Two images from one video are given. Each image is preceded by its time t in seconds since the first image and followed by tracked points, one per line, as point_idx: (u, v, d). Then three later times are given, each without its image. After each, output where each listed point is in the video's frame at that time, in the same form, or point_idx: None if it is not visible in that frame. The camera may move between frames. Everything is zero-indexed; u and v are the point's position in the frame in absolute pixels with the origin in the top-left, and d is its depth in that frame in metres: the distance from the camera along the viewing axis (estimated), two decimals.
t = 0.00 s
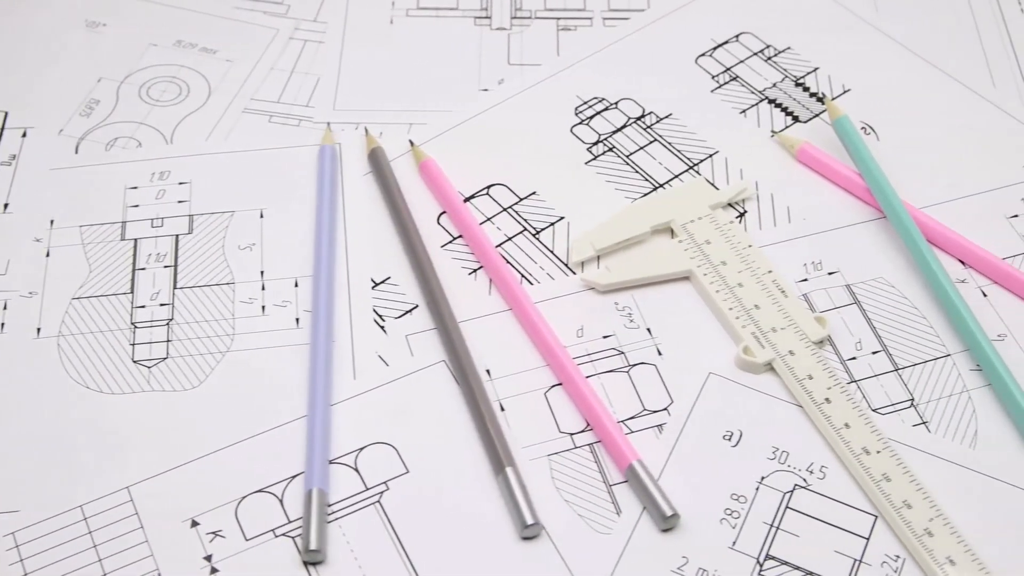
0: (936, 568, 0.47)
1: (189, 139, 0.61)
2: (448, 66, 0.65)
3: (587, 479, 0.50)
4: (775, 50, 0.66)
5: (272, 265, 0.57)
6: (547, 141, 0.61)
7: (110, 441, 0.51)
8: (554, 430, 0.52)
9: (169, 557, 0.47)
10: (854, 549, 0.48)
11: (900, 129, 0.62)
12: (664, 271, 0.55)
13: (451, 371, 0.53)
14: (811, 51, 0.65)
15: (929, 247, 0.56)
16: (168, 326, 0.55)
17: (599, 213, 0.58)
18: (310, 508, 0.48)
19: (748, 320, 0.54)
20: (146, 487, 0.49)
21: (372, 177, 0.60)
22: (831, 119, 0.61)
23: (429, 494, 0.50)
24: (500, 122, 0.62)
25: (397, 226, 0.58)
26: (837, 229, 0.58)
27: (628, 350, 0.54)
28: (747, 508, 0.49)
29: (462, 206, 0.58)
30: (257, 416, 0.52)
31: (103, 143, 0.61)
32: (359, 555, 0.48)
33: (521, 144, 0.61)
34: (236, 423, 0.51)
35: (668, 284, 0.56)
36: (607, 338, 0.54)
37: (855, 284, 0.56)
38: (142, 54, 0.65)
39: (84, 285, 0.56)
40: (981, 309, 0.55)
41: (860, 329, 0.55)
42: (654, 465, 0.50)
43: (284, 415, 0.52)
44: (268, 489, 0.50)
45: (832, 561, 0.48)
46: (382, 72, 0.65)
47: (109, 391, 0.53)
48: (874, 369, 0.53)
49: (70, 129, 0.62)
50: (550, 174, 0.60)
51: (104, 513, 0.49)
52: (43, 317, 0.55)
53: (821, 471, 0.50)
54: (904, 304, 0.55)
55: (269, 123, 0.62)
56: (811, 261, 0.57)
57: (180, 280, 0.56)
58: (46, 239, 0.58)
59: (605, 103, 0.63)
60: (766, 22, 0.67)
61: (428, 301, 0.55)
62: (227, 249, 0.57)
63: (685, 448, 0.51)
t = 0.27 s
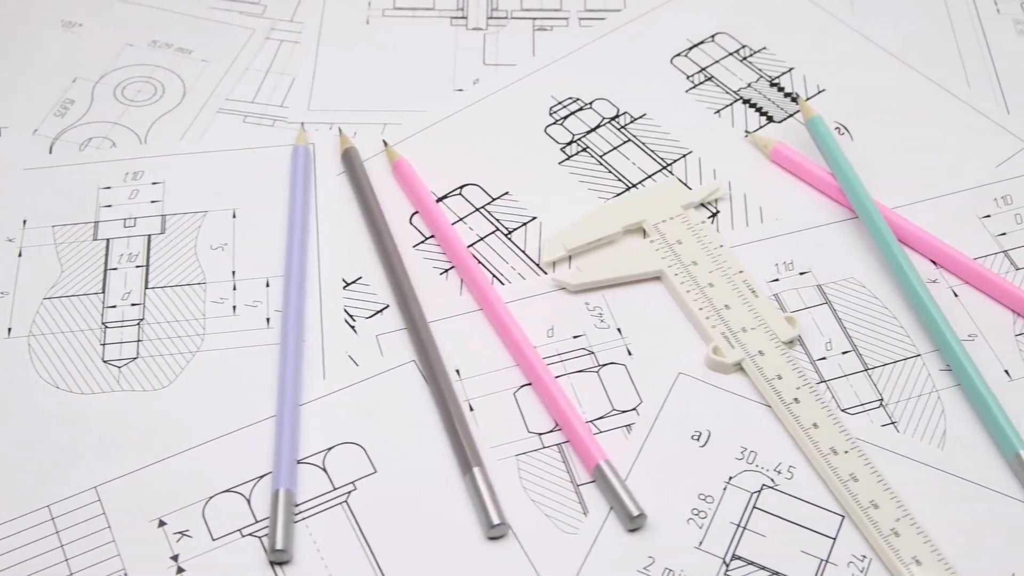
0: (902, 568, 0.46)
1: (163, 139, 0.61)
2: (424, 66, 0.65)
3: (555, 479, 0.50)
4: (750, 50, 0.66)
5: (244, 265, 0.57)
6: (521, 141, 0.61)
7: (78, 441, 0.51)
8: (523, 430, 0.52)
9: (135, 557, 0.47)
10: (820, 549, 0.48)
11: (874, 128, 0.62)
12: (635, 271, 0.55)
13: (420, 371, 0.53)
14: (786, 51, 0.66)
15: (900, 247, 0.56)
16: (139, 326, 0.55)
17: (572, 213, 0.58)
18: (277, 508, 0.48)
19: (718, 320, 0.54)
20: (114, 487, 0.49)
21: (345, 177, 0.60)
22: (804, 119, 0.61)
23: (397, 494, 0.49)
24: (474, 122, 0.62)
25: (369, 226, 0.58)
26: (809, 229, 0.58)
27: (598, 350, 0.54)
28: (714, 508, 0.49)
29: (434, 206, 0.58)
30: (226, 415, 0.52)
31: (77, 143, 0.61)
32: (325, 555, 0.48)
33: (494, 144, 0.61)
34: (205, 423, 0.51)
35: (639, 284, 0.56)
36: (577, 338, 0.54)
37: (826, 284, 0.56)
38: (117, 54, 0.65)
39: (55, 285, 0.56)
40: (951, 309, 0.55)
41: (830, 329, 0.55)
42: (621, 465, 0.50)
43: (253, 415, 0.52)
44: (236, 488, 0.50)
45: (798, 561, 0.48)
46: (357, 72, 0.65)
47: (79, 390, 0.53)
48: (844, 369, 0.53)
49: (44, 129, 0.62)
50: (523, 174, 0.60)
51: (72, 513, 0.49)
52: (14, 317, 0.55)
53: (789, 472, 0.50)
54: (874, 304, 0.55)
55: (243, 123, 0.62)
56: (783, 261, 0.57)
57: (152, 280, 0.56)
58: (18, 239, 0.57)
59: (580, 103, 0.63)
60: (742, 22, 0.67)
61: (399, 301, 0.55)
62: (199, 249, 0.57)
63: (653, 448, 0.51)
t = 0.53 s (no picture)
0: (859, 568, 0.46)
1: (130, 139, 0.61)
2: (392, 66, 0.65)
3: (514, 479, 0.50)
4: (719, 50, 0.66)
5: (208, 265, 0.57)
6: (487, 141, 0.61)
7: (39, 441, 0.51)
8: (483, 430, 0.51)
9: (93, 556, 0.47)
10: (778, 549, 0.48)
11: (841, 128, 0.62)
12: (598, 271, 0.56)
13: (382, 371, 0.53)
14: (755, 51, 0.66)
15: (864, 246, 0.56)
16: (102, 327, 0.55)
17: (537, 213, 0.58)
18: (235, 507, 0.48)
19: (680, 320, 0.54)
20: (73, 487, 0.49)
21: (311, 177, 0.60)
22: (771, 119, 0.61)
23: (356, 493, 0.50)
24: (441, 122, 0.62)
25: (334, 225, 0.58)
26: (773, 229, 0.58)
27: (560, 350, 0.54)
28: (672, 507, 0.49)
29: (400, 206, 0.58)
30: (187, 415, 0.52)
31: (44, 143, 0.61)
32: (283, 554, 0.48)
33: (461, 144, 0.61)
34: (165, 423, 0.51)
35: (603, 284, 0.56)
36: (540, 338, 0.54)
37: (790, 283, 0.56)
38: (86, 54, 0.65)
39: (19, 286, 0.56)
40: (914, 309, 0.55)
41: (793, 329, 0.55)
42: (581, 465, 0.50)
43: (214, 415, 0.52)
44: (195, 487, 0.50)
45: (755, 560, 0.47)
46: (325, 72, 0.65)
47: (40, 390, 0.53)
48: (806, 369, 0.53)
49: (12, 129, 0.62)
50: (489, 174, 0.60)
51: (31, 512, 0.49)
52: None
53: (748, 471, 0.50)
54: (838, 304, 0.55)
55: (211, 123, 0.62)
56: (747, 261, 0.57)
57: (116, 280, 0.56)
58: None
59: (547, 103, 0.63)
60: (712, 22, 0.67)
61: (362, 301, 0.55)
62: (164, 249, 0.57)
63: (612, 448, 0.51)
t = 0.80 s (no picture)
0: (819, 568, 0.46)
1: (100, 139, 0.62)
2: (364, 65, 0.65)
3: (476, 478, 0.50)
4: (691, 50, 0.66)
5: (175, 265, 0.57)
6: (457, 141, 0.61)
7: (3, 441, 0.51)
8: (447, 429, 0.52)
9: (54, 555, 0.47)
10: (739, 548, 0.48)
11: (811, 128, 0.62)
12: (565, 270, 0.56)
13: (347, 371, 0.53)
14: (726, 51, 0.66)
15: (830, 246, 0.56)
16: (68, 326, 0.55)
17: (505, 213, 0.58)
18: (197, 507, 0.48)
19: (646, 320, 0.54)
20: (36, 487, 0.49)
21: (280, 176, 0.60)
22: (740, 119, 0.61)
23: (319, 493, 0.50)
24: (411, 122, 0.62)
25: (302, 225, 0.58)
26: (741, 229, 0.58)
27: (525, 350, 0.54)
28: (635, 507, 0.49)
29: (368, 206, 0.58)
30: (151, 415, 0.52)
31: (14, 143, 0.61)
32: (245, 554, 0.48)
33: (430, 143, 0.61)
34: (129, 422, 0.51)
35: (569, 284, 0.56)
36: (505, 338, 0.54)
37: (756, 283, 0.56)
38: (58, 54, 0.65)
39: None
40: (881, 309, 0.55)
41: (758, 329, 0.55)
42: (544, 464, 0.50)
43: (178, 414, 0.52)
44: (158, 487, 0.50)
45: (717, 560, 0.47)
46: (298, 71, 0.65)
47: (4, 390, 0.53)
48: (771, 369, 0.53)
49: None
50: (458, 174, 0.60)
51: None
52: None
53: (711, 471, 0.50)
54: (804, 304, 0.55)
55: (181, 123, 0.62)
56: (714, 261, 0.57)
57: (83, 280, 0.56)
58: None
59: (518, 102, 0.63)
60: (683, 22, 0.67)
61: (328, 301, 0.55)
62: (132, 249, 0.57)
63: (576, 448, 0.51)
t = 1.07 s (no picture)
0: (786, 568, 0.46)
1: (74, 139, 0.62)
2: (339, 65, 0.66)
3: (444, 478, 0.50)
4: (666, 50, 0.67)
5: (147, 265, 0.57)
6: (430, 140, 0.61)
7: None
8: (416, 429, 0.51)
9: (21, 555, 0.47)
10: (707, 548, 0.47)
11: (785, 128, 0.62)
12: (535, 270, 0.56)
13: (316, 370, 0.53)
14: (699, 52, 0.66)
15: (801, 245, 0.56)
16: (39, 326, 0.55)
17: (477, 213, 0.58)
18: (164, 506, 0.48)
19: (616, 319, 0.54)
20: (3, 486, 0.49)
21: (253, 176, 0.60)
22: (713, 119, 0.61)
23: (286, 493, 0.49)
24: (385, 122, 0.62)
25: (273, 225, 0.58)
26: (712, 229, 0.58)
27: (495, 350, 0.54)
28: (602, 507, 0.49)
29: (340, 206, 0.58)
30: (121, 415, 0.52)
31: None
32: (211, 553, 0.47)
33: (404, 143, 0.61)
34: (99, 422, 0.51)
35: (540, 284, 0.56)
36: (475, 338, 0.54)
37: (727, 283, 0.56)
38: (33, 54, 0.66)
39: None
40: (851, 309, 0.55)
41: (728, 329, 0.55)
42: (512, 464, 0.50)
43: (147, 414, 0.52)
44: (125, 487, 0.49)
45: (684, 560, 0.47)
46: (273, 71, 0.65)
47: None
48: (740, 369, 0.53)
49: None
50: (431, 173, 0.60)
51: None
52: None
53: (679, 471, 0.50)
54: (774, 304, 0.56)
55: (155, 123, 0.62)
56: (685, 261, 0.57)
57: (55, 280, 0.56)
58: None
59: (492, 102, 0.63)
60: (658, 23, 0.68)
61: (299, 301, 0.55)
62: (103, 249, 0.57)
63: (544, 447, 0.51)
